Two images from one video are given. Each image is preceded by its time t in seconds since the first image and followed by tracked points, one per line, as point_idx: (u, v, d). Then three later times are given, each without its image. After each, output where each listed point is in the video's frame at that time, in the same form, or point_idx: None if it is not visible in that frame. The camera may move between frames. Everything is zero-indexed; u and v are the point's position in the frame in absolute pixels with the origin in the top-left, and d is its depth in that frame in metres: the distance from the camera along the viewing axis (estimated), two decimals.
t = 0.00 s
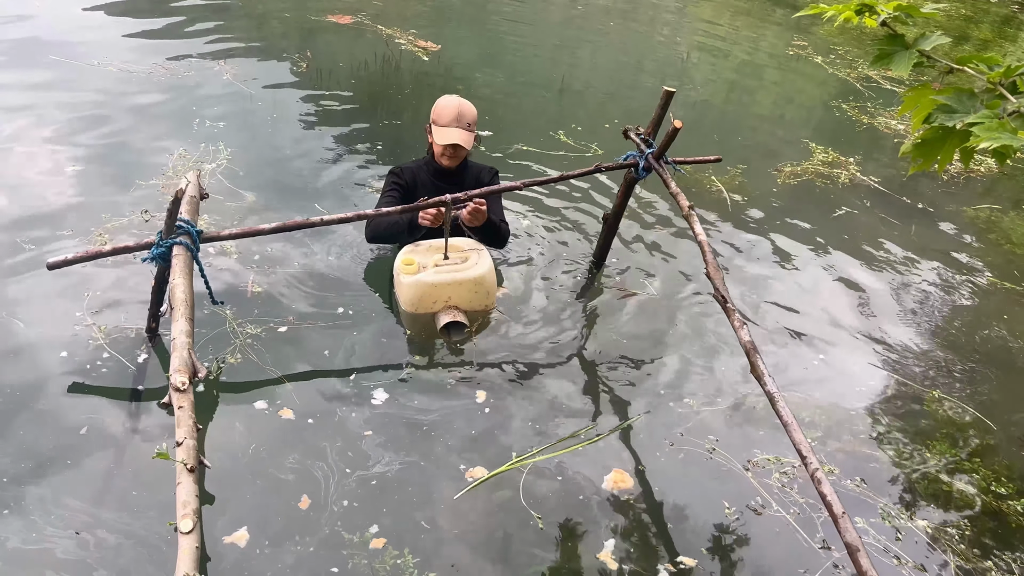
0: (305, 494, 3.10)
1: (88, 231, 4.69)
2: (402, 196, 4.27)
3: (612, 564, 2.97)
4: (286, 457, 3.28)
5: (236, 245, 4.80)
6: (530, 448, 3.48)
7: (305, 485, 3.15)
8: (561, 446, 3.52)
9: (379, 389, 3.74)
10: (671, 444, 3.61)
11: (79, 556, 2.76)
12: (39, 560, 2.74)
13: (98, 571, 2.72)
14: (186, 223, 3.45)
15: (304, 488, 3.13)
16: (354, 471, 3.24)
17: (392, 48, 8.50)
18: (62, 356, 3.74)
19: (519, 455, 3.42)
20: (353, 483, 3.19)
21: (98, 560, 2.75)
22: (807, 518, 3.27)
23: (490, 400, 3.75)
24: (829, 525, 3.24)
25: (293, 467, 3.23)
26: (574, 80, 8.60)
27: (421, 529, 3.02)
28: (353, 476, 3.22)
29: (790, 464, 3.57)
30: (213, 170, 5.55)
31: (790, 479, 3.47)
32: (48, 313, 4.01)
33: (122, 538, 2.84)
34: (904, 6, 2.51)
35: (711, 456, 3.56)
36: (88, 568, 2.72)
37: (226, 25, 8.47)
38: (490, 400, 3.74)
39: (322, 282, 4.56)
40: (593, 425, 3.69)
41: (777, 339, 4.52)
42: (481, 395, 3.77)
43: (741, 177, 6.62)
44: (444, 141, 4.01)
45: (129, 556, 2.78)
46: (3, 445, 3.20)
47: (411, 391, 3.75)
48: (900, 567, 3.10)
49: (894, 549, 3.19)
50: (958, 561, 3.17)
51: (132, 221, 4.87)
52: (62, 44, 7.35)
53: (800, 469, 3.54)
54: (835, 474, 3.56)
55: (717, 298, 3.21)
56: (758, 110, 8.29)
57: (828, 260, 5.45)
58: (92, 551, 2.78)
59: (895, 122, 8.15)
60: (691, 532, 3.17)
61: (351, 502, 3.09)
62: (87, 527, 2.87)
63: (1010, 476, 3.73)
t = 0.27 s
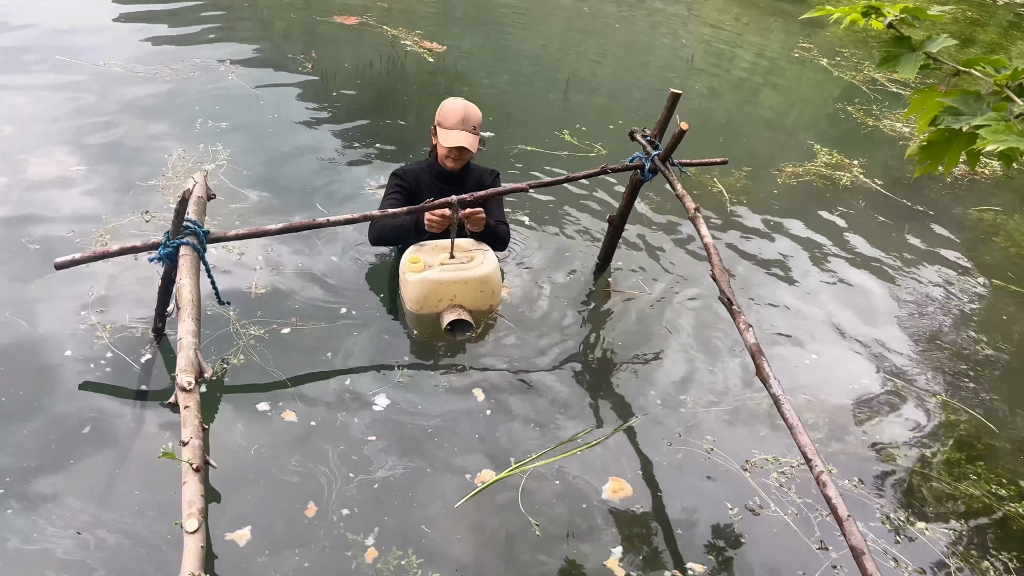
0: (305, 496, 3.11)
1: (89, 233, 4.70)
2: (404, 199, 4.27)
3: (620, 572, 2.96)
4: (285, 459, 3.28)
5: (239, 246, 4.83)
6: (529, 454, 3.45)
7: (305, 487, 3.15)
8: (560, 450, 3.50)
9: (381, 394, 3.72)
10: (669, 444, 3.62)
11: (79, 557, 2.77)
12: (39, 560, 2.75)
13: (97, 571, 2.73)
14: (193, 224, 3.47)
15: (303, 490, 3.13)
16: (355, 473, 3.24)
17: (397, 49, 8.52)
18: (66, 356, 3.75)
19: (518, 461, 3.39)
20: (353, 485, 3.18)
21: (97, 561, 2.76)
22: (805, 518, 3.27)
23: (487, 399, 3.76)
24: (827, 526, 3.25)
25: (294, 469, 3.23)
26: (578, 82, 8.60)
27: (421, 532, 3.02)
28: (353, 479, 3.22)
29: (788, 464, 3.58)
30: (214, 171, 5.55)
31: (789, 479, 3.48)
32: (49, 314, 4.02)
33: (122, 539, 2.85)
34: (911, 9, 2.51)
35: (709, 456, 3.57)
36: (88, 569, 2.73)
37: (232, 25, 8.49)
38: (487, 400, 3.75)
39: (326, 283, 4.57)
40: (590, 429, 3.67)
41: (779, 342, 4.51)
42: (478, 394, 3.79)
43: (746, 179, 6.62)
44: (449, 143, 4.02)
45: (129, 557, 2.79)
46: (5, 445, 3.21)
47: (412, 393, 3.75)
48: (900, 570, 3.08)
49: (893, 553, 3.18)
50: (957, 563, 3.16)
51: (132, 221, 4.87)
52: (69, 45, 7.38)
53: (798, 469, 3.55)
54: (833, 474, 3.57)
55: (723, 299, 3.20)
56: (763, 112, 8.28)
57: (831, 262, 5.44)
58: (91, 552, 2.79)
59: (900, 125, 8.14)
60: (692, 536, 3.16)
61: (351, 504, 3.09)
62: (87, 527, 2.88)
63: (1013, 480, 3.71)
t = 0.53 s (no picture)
0: (304, 498, 3.10)
1: (86, 234, 4.70)
2: (404, 201, 4.26)
3: None
4: (285, 461, 3.27)
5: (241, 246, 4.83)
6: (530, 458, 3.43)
7: (305, 490, 3.14)
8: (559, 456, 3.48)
9: (383, 401, 3.69)
10: (666, 444, 3.62)
11: (76, 557, 2.77)
12: (35, 560, 2.75)
13: (94, 572, 2.73)
14: (194, 224, 3.47)
15: (302, 493, 3.12)
16: (355, 476, 3.23)
17: (400, 50, 8.53)
18: (66, 356, 3.76)
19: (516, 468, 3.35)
20: (352, 489, 3.17)
21: (94, 562, 2.76)
22: (801, 517, 3.26)
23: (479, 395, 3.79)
24: (823, 525, 3.24)
25: (293, 473, 3.21)
26: (581, 83, 8.59)
27: (421, 535, 3.00)
28: (354, 482, 3.20)
29: (784, 462, 3.57)
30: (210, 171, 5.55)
31: (785, 478, 3.47)
32: (45, 314, 4.02)
33: (119, 540, 2.84)
34: (914, 10, 2.49)
35: (705, 456, 3.57)
36: (84, 570, 2.73)
37: (235, 26, 8.51)
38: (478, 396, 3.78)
39: (327, 284, 4.57)
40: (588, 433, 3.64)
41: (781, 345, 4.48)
42: (470, 390, 3.81)
43: (749, 181, 6.60)
44: (449, 145, 4.01)
45: (125, 558, 2.78)
46: (5, 445, 3.22)
47: (413, 397, 3.74)
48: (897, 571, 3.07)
49: (891, 554, 3.16)
50: (956, 565, 3.14)
51: (130, 223, 4.87)
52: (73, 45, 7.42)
53: (795, 468, 3.54)
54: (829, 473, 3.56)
55: (725, 301, 3.19)
56: (766, 113, 8.27)
57: (832, 264, 5.43)
58: (88, 552, 2.79)
59: (905, 126, 8.11)
60: (694, 539, 3.14)
61: (351, 507, 3.08)
62: (85, 528, 2.88)
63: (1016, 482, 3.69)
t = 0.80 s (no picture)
0: (302, 503, 3.08)
1: (82, 237, 4.69)
2: (404, 202, 4.27)
3: None
4: (283, 464, 3.26)
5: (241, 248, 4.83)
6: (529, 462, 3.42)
7: (303, 494, 3.12)
8: (553, 461, 3.45)
9: (382, 406, 3.66)
10: (660, 443, 3.63)
11: (71, 561, 2.76)
12: (30, 563, 2.74)
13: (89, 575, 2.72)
14: (195, 225, 3.47)
15: (300, 497, 3.11)
16: (353, 481, 3.21)
17: (401, 51, 8.53)
18: (65, 358, 3.75)
19: (511, 475, 3.33)
20: (351, 495, 3.15)
21: (89, 565, 2.75)
22: (795, 515, 3.27)
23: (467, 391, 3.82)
24: (817, 523, 3.25)
25: (291, 477, 3.20)
26: (582, 84, 8.60)
27: (419, 539, 2.99)
28: (353, 487, 3.18)
29: (778, 460, 3.59)
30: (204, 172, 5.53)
31: (778, 476, 3.49)
32: (40, 317, 4.01)
33: (115, 543, 2.84)
34: (915, 11, 2.49)
35: (700, 454, 3.58)
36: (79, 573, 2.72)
37: (236, 27, 8.52)
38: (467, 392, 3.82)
39: (327, 286, 4.56)
40: (581, 436, 3.63)
41: (782, 346, 4.47)
42: (459, 386, 3.85)
43: (750, 182, 6.60)
44: (450, 146, 4.02)
45: (119, 560, 2.78)
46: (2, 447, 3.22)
47: (413, 400, 3.72)
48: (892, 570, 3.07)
49: (885, 554, 3.15)
50: (952, 565, 3.14)
51: (125, 225, 4.85)
52: (73, 46, 7.43)
53: (789, 466, 3.55)
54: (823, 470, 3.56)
55: (725, 301, 3.20)
56: (766, 114, 8.27)
57: (832, 265, 5.42)
58: (83, 555, 2.79)
59: (905, 128, 8.11)
60: (695, 544, 3.12)
61: (349, 512, 3.06)
62: (80, 532, 2.87)
63: (1015, 483, 3.68)
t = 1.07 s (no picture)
0: (299, 507, 3.07)
1: (76, 239, 4.67)
2: (403, 203, 4.27)
3: None
4: (280, 468, 3.24)
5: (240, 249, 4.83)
6: (526, 465, 3.41)
7: (300, 498, 3.11)
8: (547, 466, 3.43)
9: (379, 412, 3.63)
10: (653, 441, 3.66)
11: (64, 563, 2.76)
12: (23, 566, 2.73)
13: None
14: (194, 227, 3.47)
15: (297, 501, 3.09)
16: (350, 485, 3.20)
17: (399, 52, 8.54)
18: (61, 359, 3.75)
19: (507, 480, 3.31)
20: (348, 500, 3.12)
21: (82, 568, 2.75)
22: (787, 512, 3.30)
23: (450, 388, 3.82)
24: (808, 520, 3.27)
25: (287, 481, 3.18)
26: (580, 85, 8.61)
27: (416, 543, 2.98)
28: (351, 491, 3.17)
29: (770, 458, 3.61)
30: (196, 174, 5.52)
31: (770, 473, 3.51)
32: (32, 319, 4.00)
33: (108, 546, 2.83)
34: (912, 12, 2.50)
35: (693, 452, 3.60)
36: None
37: (233, 28, 8.51)
38: (450, 389, 3.82)
39: (325, 288, 4.56)
40: (575, 440, 3.61)
41: (780, 346, 4.48)
42: (443, 382, 3.86)
43: (747, 182, 6.61)
44: (449, 148, 4.02)
45: (112, 563, 2.78)
46: None
47: (411, 404, 3.70)
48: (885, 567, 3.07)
49: (878, 552, 3.16)
50: (947, 563, 3.15)
51: (119, 228, 4.84)
52: (71, 46, 7.42)
53: (781, 464, 3.58)
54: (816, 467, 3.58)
55: (724, 302, 3.20)
56: (764, 115, 8.28)
57: (829, 265, 5.44)
58: (76, 558, 2.78)
59: (902, 128, 8.13)
60: (694, 548, 3.11)
61: (347, 517, 3.05)
62: (74, 534, 2.87)
63: (1011, 482, 3.69)
